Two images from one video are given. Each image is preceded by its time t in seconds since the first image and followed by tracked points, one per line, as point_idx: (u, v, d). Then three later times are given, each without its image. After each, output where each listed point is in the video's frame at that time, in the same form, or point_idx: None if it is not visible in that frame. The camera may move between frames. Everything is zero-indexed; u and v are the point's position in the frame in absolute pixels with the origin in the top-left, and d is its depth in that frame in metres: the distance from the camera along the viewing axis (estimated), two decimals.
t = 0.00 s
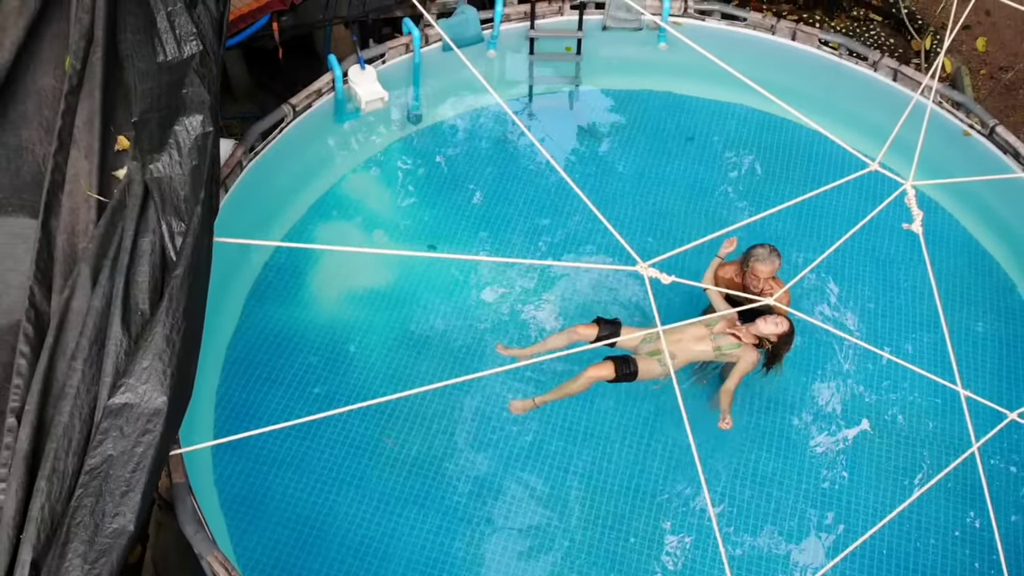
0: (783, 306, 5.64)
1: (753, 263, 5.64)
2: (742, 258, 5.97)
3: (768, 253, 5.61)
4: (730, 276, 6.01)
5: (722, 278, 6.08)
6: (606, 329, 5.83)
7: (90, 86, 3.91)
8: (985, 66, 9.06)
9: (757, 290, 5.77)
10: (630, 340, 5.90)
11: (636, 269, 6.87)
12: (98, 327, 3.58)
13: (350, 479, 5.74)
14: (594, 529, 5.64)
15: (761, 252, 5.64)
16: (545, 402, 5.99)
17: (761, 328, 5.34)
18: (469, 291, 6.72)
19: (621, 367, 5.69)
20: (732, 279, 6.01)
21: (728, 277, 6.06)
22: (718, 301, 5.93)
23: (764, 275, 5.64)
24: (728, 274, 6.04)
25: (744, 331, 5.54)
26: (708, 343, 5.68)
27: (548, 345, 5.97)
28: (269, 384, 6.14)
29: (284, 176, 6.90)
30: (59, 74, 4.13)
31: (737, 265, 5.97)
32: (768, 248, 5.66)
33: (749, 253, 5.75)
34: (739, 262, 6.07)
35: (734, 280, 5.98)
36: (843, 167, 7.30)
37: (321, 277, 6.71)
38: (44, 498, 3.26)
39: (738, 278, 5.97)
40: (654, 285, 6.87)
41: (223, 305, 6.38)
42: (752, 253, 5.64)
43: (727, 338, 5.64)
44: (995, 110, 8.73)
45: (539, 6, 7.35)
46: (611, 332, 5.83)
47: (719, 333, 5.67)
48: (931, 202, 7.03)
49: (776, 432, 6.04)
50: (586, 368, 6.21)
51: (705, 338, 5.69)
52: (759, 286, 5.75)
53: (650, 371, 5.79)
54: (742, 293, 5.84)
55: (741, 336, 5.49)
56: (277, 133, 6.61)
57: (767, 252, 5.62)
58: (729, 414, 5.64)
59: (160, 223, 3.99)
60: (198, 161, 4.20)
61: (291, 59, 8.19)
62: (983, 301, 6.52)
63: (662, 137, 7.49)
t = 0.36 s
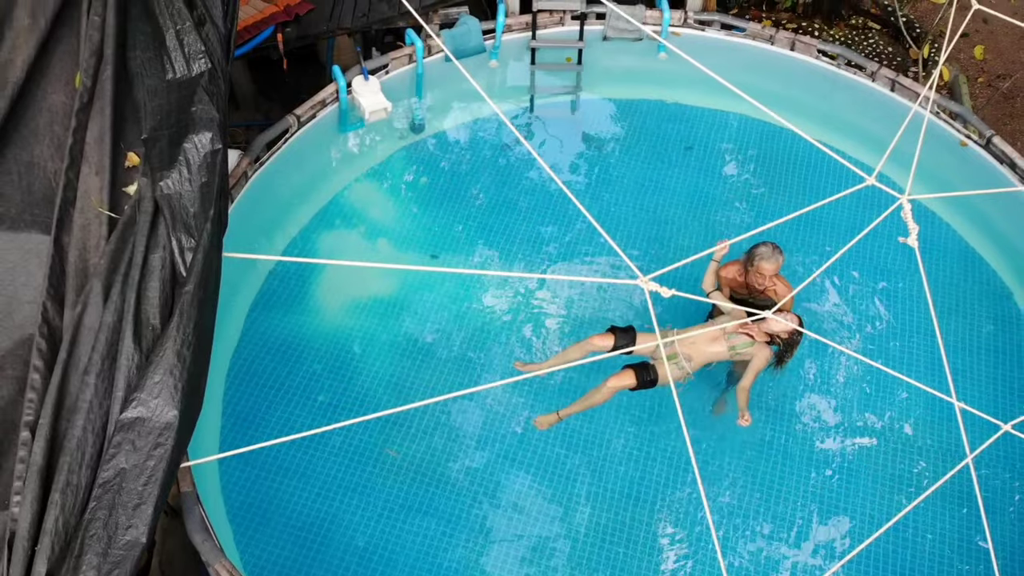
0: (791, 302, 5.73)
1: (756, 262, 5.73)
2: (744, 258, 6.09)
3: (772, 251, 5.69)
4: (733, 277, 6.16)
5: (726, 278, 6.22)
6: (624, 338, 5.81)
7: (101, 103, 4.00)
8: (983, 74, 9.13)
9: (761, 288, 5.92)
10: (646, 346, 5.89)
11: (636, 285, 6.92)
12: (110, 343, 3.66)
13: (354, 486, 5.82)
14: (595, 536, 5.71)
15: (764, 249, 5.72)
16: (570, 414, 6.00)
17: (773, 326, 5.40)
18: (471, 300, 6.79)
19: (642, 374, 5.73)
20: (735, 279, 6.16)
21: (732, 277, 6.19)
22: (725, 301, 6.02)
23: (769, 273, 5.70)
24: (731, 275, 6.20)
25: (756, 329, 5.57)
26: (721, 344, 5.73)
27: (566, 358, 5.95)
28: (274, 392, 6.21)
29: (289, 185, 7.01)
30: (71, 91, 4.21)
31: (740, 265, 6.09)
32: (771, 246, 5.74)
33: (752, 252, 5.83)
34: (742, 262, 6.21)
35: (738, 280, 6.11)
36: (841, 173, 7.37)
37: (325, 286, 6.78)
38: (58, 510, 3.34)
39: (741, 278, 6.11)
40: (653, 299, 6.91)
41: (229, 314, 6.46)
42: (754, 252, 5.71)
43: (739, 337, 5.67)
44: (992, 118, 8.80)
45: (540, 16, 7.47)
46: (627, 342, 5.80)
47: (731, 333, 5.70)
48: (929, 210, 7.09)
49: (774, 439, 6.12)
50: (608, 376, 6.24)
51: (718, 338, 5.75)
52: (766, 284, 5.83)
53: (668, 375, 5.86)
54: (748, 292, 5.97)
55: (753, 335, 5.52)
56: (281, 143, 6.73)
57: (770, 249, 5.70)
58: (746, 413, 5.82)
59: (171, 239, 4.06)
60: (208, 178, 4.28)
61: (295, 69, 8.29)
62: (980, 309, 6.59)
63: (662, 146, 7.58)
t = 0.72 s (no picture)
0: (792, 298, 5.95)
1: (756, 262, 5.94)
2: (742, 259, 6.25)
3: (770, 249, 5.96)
4: (732, 278, 6.30)
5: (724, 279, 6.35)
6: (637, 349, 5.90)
7: (106, 121, 4.14)
8: (979, 83, 9.20)
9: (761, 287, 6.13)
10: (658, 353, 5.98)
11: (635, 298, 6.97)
12: (116, 357, 3.73)
13: (355, 495, 5.89)
14: (594, 544, 5.78)
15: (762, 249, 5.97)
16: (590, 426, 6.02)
17: (781, 320, 5.72)
18: (470, 309, 6.86)
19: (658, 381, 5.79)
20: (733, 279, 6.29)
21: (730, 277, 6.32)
22: (727, 302, 6.14)
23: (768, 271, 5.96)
24: (728, 276, 6.35)
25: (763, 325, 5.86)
26: (730, 344, 5.92)
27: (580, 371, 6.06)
28: (276, 401, 6.28)
29: (290, 195, 7.08)
30: (76, 108, 4.28)
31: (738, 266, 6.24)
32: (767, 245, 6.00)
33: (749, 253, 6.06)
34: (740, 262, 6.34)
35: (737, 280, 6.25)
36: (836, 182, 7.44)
37: (326, 296, 6.86)
38: (66, 523, 3.42)
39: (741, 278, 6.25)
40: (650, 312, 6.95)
41: (231, 324, 6.53)
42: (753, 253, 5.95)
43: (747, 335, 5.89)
44: (988, 126, 8.86)
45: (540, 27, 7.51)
46: (639, 349, 5.91)
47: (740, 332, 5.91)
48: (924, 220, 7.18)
49: (770, 447, 6.19)
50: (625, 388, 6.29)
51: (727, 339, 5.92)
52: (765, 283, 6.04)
53: (682, 379, 5.91)
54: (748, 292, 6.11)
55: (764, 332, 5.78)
56: (284, 153, 6.79)
57: (767, 248, 5.95)
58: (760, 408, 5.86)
59: (176, 255, 4.09)
60: (212, 196, 4.28)
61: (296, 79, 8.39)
62: (973, 318, 6.67)
63: (659, 155, 7.64)
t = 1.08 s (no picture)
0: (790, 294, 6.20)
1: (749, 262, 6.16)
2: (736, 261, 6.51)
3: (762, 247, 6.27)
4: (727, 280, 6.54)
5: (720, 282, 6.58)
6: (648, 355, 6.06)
7: (111, 140, 4.24)
8: (974, 92, 9.28)
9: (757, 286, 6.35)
10: (668, 358, 6.17)
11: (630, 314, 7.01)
12: (122, 373, 3.81)
13: (355, 503, 5.97)
14: (591, 553, 5.85)
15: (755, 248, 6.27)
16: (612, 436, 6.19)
17: (786, 315, 5.83)
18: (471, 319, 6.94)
19: (672, 386, 5.96)
20: (729, 280, 6.52)
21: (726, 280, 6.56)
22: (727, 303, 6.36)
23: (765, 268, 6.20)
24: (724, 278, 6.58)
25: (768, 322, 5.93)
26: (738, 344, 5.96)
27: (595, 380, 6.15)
28: (277, 410, 6.36)
29: (293, 205, 7.16)
30: (82, 126, 4.34)
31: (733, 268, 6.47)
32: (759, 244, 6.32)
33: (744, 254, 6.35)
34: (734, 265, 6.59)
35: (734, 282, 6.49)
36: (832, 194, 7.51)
37: (327, 306, 6.94)
38: (74, 537, 3.50)
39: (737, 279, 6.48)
40: (646, 326, 6.98)
41: (233, 334, 6.61)
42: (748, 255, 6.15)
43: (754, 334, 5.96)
44: (983, 135, 8.93)
45: (538, 38, 7.60)
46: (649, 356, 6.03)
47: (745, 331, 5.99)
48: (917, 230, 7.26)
49: (765, 457, 6.27)
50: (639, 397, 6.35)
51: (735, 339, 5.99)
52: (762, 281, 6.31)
53: (695, 382, 6.07)
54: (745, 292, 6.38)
55: (769, 328, 5.86)
56: (285, 165, 6.86)
57: (762, 246, 6.24)
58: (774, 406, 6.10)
59: (180, 272, 4.22)
60: (215, 214, 4.43)
61: (297, 89, 8.48)
62: (966, 328, 6.75)
63: (656, 166, 7.73)
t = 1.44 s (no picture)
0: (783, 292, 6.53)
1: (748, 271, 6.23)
2: (730, 264, 6.72)
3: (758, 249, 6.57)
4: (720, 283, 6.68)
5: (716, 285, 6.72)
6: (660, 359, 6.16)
7: (115, 159, 4.34)
8: (969, 101, 9.37)
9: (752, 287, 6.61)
10: (678, 362, 6.29)
11: (626, 331, 7.06)
12: (126, 391, 3.91)
13: (355, 512, 6.05)
14: (588, 562, 5.92)
15: (750, 249, 6.58)
16: (629, 444, 6.29)
17: (786, 312, 6.20)
18: (471, 329, 7.01)
19: (684, 390, 6.12)
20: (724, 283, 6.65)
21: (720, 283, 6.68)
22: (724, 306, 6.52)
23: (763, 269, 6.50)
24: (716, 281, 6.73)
25: (770, 319, 6.24)
26: (745, 343, 6.21)
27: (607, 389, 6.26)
28: (278, 420, 6.44)
29: (294, 216, 7.25)
30: (86, 144, 4.42)
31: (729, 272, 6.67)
32: (753, 245, 6.63)
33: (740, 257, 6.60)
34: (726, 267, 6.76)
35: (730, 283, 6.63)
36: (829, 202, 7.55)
37: (327, 316, 7.01)
38: (79, 551, 3.58)
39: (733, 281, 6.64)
40: (641, 343, 7.02)
41: (234, 344, 6.70)
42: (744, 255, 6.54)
43: (760, 332, 6.20)
44: (978, 144, 9.01)
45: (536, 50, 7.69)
46: (660, 361, 6.16)
47: (750, 330, 6.22)
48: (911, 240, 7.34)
49: (759, 466, 6.35)
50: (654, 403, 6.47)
51: (741, 339, 6.23)
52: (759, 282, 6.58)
53: (706, 384, 6.22)
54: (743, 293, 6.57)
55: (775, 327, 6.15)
56: (286, 176, 6.94)
57: (756, 247, 6.57)
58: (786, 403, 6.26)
59: (183, 290, 4.29)
60: (218, 232, 4.49)
61: (297, 99, 8.56)
62: (958, 338, 6.83)
63: (652, 176, 7.81)
